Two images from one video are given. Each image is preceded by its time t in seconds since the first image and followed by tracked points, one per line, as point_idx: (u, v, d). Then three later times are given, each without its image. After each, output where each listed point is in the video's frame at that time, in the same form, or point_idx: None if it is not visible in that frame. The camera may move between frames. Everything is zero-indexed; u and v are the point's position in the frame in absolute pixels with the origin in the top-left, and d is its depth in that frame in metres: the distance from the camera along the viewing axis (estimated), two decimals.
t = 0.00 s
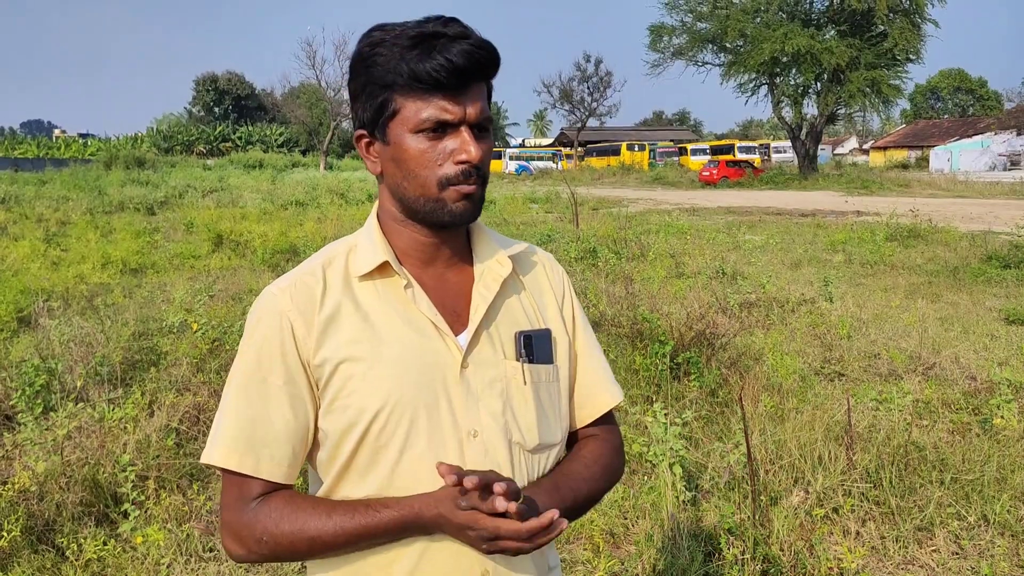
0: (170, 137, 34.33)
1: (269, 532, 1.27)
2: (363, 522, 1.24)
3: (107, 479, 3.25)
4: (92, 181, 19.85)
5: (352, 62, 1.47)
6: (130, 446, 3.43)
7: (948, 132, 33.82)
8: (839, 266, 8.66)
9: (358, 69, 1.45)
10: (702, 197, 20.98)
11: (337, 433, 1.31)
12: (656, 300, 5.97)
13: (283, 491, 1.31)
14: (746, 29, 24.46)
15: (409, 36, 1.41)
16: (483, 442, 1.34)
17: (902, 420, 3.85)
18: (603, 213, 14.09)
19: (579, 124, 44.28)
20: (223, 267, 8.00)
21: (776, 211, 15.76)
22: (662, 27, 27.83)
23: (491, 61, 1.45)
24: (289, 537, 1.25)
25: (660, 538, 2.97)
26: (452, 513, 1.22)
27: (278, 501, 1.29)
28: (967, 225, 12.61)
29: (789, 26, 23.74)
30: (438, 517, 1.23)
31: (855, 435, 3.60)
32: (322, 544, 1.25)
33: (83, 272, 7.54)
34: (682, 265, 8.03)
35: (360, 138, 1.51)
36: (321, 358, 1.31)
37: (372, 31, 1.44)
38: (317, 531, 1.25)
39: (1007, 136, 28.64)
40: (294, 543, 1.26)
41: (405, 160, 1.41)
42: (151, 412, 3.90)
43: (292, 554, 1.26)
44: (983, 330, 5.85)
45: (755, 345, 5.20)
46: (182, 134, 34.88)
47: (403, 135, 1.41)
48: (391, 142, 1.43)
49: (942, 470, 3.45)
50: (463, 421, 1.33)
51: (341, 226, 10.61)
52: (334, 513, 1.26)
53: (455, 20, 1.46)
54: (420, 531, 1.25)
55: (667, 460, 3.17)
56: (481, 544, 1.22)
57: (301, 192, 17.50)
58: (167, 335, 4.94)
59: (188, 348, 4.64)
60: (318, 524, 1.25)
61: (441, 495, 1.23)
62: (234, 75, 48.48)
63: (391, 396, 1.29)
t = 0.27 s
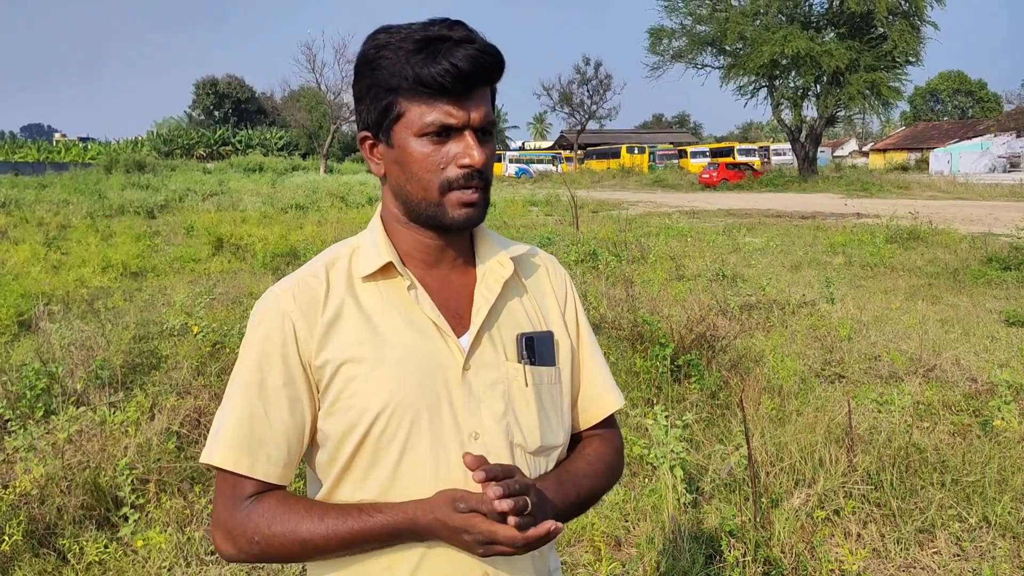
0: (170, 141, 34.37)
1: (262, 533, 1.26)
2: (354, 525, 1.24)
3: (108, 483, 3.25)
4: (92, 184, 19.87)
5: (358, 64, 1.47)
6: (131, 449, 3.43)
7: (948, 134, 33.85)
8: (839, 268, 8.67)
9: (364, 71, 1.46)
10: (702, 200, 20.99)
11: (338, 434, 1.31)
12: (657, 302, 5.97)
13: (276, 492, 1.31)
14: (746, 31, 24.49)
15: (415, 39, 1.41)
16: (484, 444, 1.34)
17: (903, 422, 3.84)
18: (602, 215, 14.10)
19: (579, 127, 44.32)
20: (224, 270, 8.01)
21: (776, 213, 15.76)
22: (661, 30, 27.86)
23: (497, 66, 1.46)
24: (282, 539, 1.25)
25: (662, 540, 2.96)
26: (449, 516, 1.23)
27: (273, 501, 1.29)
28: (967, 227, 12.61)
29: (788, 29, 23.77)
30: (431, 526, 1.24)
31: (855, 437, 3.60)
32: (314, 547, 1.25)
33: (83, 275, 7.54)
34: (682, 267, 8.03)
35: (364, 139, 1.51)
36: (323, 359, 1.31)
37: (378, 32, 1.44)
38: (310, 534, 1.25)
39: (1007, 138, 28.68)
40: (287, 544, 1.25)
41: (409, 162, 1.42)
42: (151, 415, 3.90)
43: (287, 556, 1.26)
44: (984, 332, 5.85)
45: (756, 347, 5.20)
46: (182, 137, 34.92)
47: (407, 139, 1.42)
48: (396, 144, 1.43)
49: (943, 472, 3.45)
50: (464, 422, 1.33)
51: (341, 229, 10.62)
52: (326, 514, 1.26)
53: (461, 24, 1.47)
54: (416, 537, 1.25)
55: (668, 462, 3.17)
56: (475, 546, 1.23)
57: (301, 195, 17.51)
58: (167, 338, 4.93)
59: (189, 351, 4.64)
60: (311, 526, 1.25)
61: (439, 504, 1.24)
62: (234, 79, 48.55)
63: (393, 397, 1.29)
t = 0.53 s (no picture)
0: (169, 144, 34.39)
1: (241, 529, 1.26)
2: (328, 524, 1.22)
3: (107, 487, 3.25)
4: (91, 188, 19.88)
5: (358, 69, 1.47)
6: (131, 453, 3.43)
7: (946, 136, 33.89)
8: (838, 270, 8.67)
9: (363, 77, 1.46)
10: (701, 202, 21.01)
11: (335, 437, 1.31)
12: (656, 305, 5.97)
13: (259, 491, 1.30)
14: (744, 34, 24.52)
15: (415, 45, 1.41)
16: (481, 445, 1.34)
17: (902, 424, 3.84)
18: (602, 218, 14.10)
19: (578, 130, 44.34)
20: (223, 274, 8.00)
21: (775, 216, 15.78)
22: (660, 33, 27.88)
23: (497, 74, 1.46)
24: (257, 536, 1.24)
25: (661, 543, 2.96)
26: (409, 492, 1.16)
27: (256, 501, 1.28)
28: (966, 228, 12.64)
29: (787, 31, 23.80)
30: (393, 512, 1.18)
31: (855, 439, 3.61)
32: (286, 545, 1.23)
33: (82, 280, 7.54)
34: (682, 269, 8.04)
35: (363, 143, 1.51)
36: (319, 361, 1.31)
37: (379, 37, 1.45)
38: (284, 530, 1.23)
39: (1005, 140, 28.73)
40: (265, 544, 1.24)
41: (407, 169, 1.42)
42: (151, 419, 3.90)
43: (262, 557, 1.24)
44: (983, 333, 5.85)
45: (755, 349, 5.20)
46: (181, 141, 34.94)
47: (406, 146, 1.42)
48: (394, 151, 1.44)
49: (943, 473, 3.45)
50: (461, 424, 1.33)
51: (340, 233, 10.62)
52: (302, 512, 1.25)
53: (462, 31, 1.47)
54: (385, 532, 1.20)
55: (667, 465, 3.17)
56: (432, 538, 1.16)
57: (301, 198, 17.52)
58: (167, 342, 4.94)
59: (188, 354, 4.64)
60: (286, 524, 1.24)
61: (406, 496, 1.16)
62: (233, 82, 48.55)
63: (390, 400, 1.29)
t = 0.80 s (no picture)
0: (168, 148, 34.40)
1: (222, 532, 1.21)
2: (301, 527, 1.15)
3: (106, 491, 3.25)
4: (89, 192, 19.87)
5: (356, 69, 1.48)
6: (129, 457, 3.43)
7: (945, 137, 33.94)
8: (837, 272, 8.68)
9: (360, 77, 1.46)
10: (700, 205, 21.03)
11: (330, 439, 1.31)
12: (655, 307, 5.97)
13: (244, 493, 1.25)
14: (743, 36, 24.55)
15: (412, 46, 1.42)
16: (475, 447, 1.33)
17: (901, 426, 3.85)
18: (601, 220, 14.11)
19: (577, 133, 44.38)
20: (222, 277, 8.00)
21: (774, 217, 15.79)
22: (658, 35, 27.90)
23: (492, 76, 1.45)
24: (237, 538, 1.19)
25: (661, 546, 2.96)
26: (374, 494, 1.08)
27: (240, 505, 1.23)
28: (965, 230, 12.66)
29: (785, 33, 23.83)
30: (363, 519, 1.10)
31: (855, 441, 3.60)
32: (263, 550, 1.17)
33: (81, 283, 7.54)
34: (681, 271, 8.04)
35: (359, 144, 1.51)
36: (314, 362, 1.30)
37: (377, 39, 1.45)
38: (259, 536, 1.17)
39: (1004, 141, 28.78)
40: (243, 549, 1.18)
41: (399, 171, 1.42)
42: (150, 423, 3.90)
43: (242, 562, 1.19)
44: (981, 334, 5.86)
45: (754, 351, 5.20)
46: (180, 145, 34.96)
47: (398, 147, 1.42)
48: (388, 151, 1.44)
49: (942, 475, 3.45)
50: (455, 426, 1.33)
51: (339, 236, 10.62)
52: (277, 519, 1.18)
53: (459, 35, 1.47)
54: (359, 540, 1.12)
55: (667, 467, 3.17)
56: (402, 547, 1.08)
57: (300, 201, 17.52)
58: (165, 346, 4.93)
59: (186, 358, 4.63)
60: (258, 529, 1.18)
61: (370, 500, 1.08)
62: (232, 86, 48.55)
63: (384, 401, 1.29)
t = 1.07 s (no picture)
0: (165, 150, 34.39)
1: (247, 537, 1.26)
2: (325, 527, 1.22)
3: (104, 494, 3.25)
4: (87, 194, 19.85)
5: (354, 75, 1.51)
6: (127, 460, 3.43)
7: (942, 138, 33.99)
8: (834, 272, 8.70)
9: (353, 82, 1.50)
10: (698, 206, 21.05)
11: (334, 442, 1.32)
12: (653, 308, 5.97)
13: (266, 498, 1.31)
14: (740, 37, 24.58)
15: (399, 48, 1.43)
16: (477, 452, 1.34)
17: (899, 427, 3.85)
18: (599, 222, 14.11)
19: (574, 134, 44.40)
20: (220, 279, 8.00)
21: (771, 219, 15.81)
22: (656, 37, 27.92)
23: (478, 73, 1.43)
24: (265, 542, 1.25)
25: (659, 547, 2.97)
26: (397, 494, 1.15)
27: (261, 509, 1.29)
28: (962, 231, 12.66)
29: (783, 34, 23.87)
30: (386, 517, 1.17)
31: (852, 442, 3.61)
32: (292, 550, 1.24)
33: (79, 286, 7.54)
34: (678, 273, 8.05)
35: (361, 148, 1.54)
36: (317, 366, 1.31)
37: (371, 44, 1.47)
38: (286, 536, 1.24)
39: (1001, 142, 28.84)
40: (268, 550, 1.25)
41: (383, 173, 1.44)
42: (148, 425, 3.90)
43: (270, 563, 1.25)
44: (979, 335, 5.87)
45: (752, 352, 5.21)
46: (177, 147, 34.95)
47: (382, 149, 1.44)
48: (375, 154, 1.46)
49: (940, 475, 3.46)
50: (459, 431, 1.33)
51: (337, 238, 10.63)
52: (302, 517, 1.25)
53: (450, 34, 1.46)
54: (384, 535, 1.19)
55: (665, 469, 3.17)
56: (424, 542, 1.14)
57: (297, 203, 17.53)
58: (163, 348, 4.93)
59: (184, 360, 4.63)
60: (287, 529, 1.24)
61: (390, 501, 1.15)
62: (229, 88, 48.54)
63: (387, 406, 1.29)
